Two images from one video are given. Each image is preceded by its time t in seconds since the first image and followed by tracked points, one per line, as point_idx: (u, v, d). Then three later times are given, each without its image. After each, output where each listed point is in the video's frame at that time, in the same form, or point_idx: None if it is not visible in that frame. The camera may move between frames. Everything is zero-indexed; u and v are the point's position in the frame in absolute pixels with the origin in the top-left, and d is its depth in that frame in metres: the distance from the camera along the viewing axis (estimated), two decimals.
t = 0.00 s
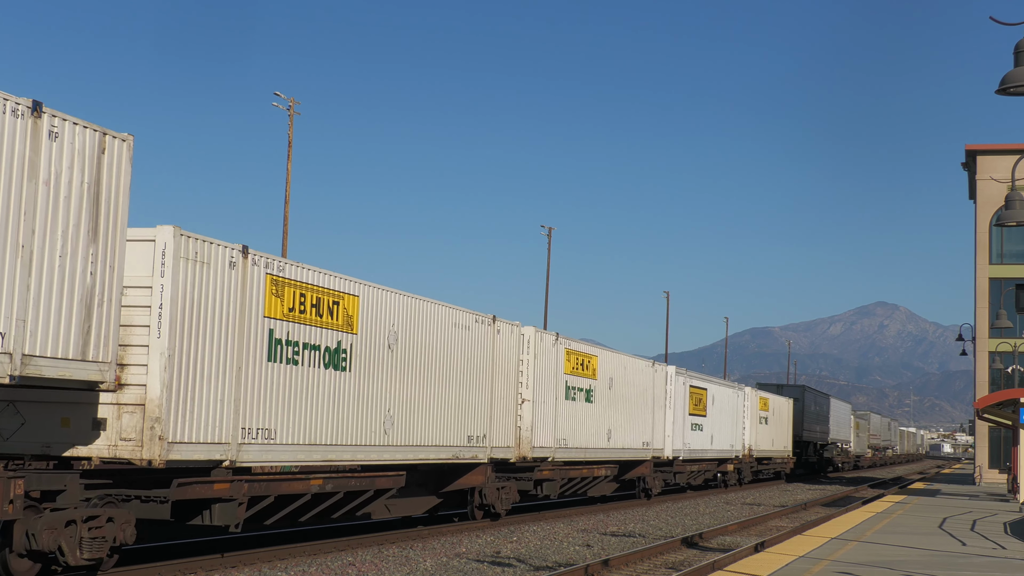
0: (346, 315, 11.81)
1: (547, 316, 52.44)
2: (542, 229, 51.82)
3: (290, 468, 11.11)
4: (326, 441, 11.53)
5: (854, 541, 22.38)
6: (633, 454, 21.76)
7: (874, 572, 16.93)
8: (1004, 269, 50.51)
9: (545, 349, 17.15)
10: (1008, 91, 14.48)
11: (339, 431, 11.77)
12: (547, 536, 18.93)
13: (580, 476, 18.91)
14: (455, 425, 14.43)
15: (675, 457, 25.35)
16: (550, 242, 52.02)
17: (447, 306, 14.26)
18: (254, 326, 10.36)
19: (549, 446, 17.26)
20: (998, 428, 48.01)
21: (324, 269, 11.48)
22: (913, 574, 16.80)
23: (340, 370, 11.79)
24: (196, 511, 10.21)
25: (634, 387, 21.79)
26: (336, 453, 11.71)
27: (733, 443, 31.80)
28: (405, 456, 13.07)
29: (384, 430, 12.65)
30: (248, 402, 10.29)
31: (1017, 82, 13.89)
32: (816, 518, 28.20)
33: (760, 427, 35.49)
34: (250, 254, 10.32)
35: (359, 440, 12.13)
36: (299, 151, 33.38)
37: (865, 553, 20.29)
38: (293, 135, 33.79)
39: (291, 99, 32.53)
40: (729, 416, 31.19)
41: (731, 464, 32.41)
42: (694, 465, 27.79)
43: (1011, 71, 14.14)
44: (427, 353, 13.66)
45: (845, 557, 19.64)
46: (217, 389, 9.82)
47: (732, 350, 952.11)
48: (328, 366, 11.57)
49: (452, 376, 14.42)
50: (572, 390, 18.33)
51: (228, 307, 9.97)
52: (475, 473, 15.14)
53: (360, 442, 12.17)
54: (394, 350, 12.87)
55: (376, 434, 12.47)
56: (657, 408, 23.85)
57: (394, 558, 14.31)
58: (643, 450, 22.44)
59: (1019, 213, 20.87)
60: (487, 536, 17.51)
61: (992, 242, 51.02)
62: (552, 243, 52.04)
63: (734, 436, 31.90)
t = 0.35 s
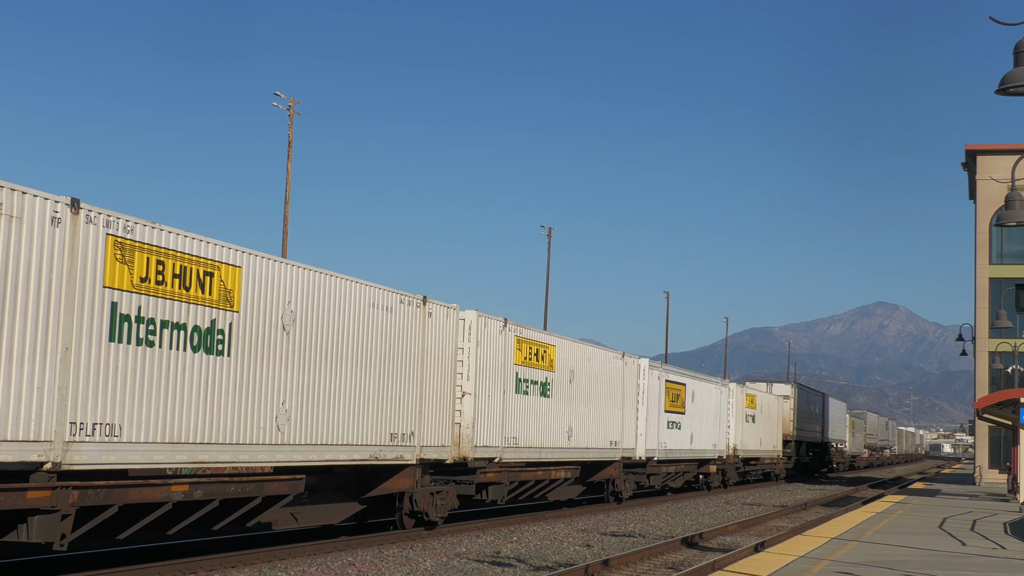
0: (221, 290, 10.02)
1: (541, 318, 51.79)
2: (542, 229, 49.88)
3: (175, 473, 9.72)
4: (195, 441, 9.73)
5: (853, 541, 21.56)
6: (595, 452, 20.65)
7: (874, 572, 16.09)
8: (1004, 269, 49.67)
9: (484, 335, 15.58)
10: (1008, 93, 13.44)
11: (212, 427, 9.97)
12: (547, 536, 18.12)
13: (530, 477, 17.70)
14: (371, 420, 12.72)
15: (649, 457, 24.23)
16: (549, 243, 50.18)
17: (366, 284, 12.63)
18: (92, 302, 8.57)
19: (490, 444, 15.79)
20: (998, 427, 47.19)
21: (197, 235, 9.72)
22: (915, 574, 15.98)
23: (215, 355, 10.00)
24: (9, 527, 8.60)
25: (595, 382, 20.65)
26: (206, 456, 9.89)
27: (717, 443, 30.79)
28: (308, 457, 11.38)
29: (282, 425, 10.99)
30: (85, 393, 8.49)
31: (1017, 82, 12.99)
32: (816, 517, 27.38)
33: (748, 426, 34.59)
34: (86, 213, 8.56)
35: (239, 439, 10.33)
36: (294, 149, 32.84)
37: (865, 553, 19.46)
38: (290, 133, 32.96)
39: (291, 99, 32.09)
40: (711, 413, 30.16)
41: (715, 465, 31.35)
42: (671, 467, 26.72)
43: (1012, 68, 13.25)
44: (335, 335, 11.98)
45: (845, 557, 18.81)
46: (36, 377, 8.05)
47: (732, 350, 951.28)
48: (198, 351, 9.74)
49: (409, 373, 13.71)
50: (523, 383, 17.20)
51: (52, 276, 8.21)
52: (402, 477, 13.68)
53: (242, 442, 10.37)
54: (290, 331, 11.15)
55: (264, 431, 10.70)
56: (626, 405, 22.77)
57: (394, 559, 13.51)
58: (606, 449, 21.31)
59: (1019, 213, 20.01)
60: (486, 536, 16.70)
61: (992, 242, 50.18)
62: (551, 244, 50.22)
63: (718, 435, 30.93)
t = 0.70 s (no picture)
0: (38, 251, 8.17)
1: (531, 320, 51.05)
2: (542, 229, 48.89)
3: (35, 477, 8.38)
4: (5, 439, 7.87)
5: (854, 541, 20.72)
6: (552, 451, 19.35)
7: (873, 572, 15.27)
8: (1004, 269, 48.86)
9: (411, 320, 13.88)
10: (1006, 93, 12.52)
11: (32, 422, 8.11)
12: (546, 535, 17.23)
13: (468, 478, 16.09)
14: (256, 416, 10.83)
15: (617, 458, 23.03)
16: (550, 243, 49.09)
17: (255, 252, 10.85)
18: None
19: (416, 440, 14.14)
20: (999, 427, 46.34)
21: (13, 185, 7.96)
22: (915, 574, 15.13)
23: (29, 332, 8.15)
24: None
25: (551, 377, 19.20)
26: (17, 459, 7.99)
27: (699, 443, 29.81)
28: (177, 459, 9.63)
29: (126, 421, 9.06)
30: None
31: (1017, 81, 12.22)
32: (816, 517, 26.52)
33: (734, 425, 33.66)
34: None
35: (67, 437, 8.42)
36: (283, 146, 32.08)
37: (865, 553, 18.62)
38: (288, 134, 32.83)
39: (291, 98, 31.81)
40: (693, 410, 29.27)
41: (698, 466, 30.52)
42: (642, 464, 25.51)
43: (1011, 68, 12.41)
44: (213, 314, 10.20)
45: (845, 557, 17.98)
46: None
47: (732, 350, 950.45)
48: (3, 326, 7.88)
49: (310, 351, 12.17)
50: (461, 374, 15.69)
51: None
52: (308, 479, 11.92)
53: (71, 440, 8.46)
54: (141, 306, 9.27)
55: (107, 427, 8.83)
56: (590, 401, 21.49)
57: (393, 558, 12.69)
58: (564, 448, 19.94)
59: (1018, 214, 19.09)
60: (486, 535, 15.88)
61: (992, 241, 49.37)
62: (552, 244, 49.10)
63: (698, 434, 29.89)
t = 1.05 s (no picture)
0: (126, 268, 9.02)
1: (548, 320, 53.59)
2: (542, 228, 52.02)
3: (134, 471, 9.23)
4: (76, 439, 8.40)
5: (853, 541, 23.14)
6: (615, 458, 20.80)
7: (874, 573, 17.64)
8: (1004, 269, 51.29)
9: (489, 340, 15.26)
10: (1008, 90, 14.66)
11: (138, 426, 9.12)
12: (548, 536, 19.49)
13: (534, 480, 17.46)
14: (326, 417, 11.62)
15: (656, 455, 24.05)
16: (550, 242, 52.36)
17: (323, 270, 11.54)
18: (23, 292, 8.01)
19: (486, 444, 15.41)
20: (998, 428, 48.75)
21: (75, 202, 8.52)
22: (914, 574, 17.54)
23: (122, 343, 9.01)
24: None
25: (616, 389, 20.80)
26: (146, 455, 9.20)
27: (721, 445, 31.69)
28: (227, 458, 10.20)
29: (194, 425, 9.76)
30: None
31: (1016, 83, 14.06)
32: (816, 518, 28.92)
33: (750, 424, 35.86)
34: (20, 196, 8.00)
35: (126, 437, 8.98)
36: (295, 155, 33.58)
37: (865, 553, 21.04)
38: (294, 135, 34.33)
39: (291, 99, 33.69)
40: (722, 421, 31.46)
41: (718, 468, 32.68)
42: (676, 461, 27.33)
43: (1012, 70, 14.30)
44: (259, 320, 10.82)
45: (845, 557, 20.39)
46: (69, 376, 8.41)
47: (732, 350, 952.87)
48: (99, 337, 8.75)
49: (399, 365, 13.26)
50: (516, 377, 16.27)
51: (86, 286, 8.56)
52: (391, 477, 13.00)
53: (129, 440, 9.01)
54: (208, 314, 10.06)
55: (163, 428, 9.41)
56: (648, 410, 23.09)
57: (393, 559, 14.52)
58: (625, 455, 21.41)
59: (1018, 213, 21.42)
60: (485, 536, 18.00)
61: (992, 242, 51.80)
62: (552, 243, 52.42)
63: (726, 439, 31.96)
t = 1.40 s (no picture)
0: None
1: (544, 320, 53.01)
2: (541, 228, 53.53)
3: None
4: None
5: (853, 541, 22.31)
6: (575, 458, 19.83)
7: (874, 572, 16.78)
8: (1004, 269, 50.42)
9: (418, 326, 14.02)
10: (1008, 94, 13.52)
11: None
12: (548, 536, 18.63)
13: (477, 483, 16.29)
14: (204, 408, 10.00)
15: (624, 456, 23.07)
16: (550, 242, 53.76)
17: (186, 232, 9.78)
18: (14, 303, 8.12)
19: (415, 444, 14.10)
20: (998, 428, 47.90)
21: None
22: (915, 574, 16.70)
23: None
24: None
25: (576, 384, 19.92)
26: None
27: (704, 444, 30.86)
28: (46, 460, 8.39)
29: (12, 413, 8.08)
30: None
31: (1016, 82, 13.09)
32: (815, 518, 28.09)
33: (737, 422, 35.12)
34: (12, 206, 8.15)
35: None
36: (289, 152, 33.04)
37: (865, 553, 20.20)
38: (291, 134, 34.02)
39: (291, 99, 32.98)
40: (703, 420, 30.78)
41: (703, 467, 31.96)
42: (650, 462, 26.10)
43: (1011, 69, 13.27)
44: (99, 292, 9.02)
45: (845, 557, 19.55)
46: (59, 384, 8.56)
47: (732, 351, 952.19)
48: None
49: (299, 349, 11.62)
50: (450, 370, 15.15)
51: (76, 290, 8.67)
52: (288, 481, 11.43)
53: None
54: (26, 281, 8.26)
55: None
56: (616, 409, 22.17)
57: (394, 559, 13.69)
58: (585, 453, 20.38)
59: (1018, 216, 20.40)
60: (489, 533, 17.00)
61: (992, 241, 50.93)
62: (552, 243, 53.78)
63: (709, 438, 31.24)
